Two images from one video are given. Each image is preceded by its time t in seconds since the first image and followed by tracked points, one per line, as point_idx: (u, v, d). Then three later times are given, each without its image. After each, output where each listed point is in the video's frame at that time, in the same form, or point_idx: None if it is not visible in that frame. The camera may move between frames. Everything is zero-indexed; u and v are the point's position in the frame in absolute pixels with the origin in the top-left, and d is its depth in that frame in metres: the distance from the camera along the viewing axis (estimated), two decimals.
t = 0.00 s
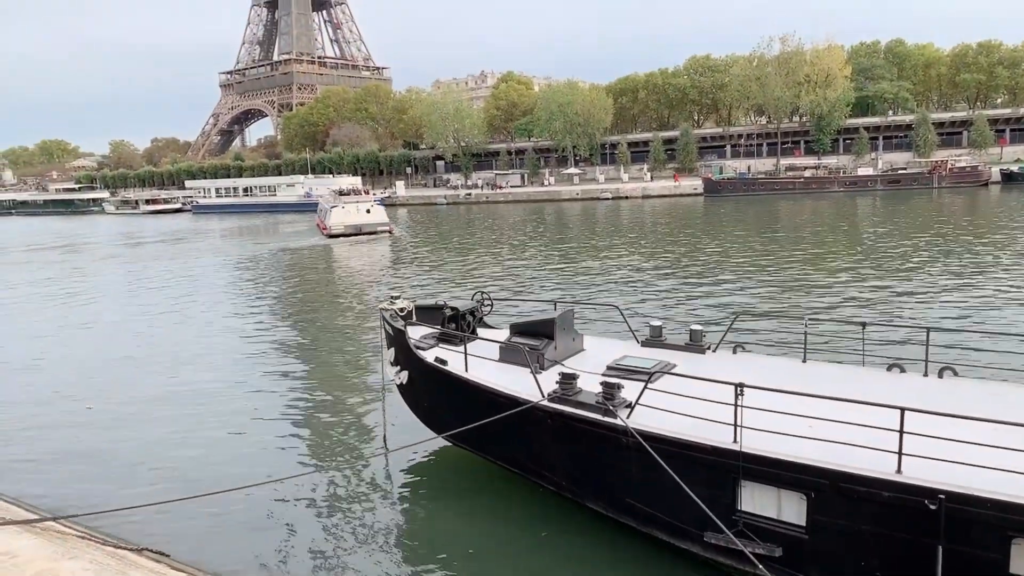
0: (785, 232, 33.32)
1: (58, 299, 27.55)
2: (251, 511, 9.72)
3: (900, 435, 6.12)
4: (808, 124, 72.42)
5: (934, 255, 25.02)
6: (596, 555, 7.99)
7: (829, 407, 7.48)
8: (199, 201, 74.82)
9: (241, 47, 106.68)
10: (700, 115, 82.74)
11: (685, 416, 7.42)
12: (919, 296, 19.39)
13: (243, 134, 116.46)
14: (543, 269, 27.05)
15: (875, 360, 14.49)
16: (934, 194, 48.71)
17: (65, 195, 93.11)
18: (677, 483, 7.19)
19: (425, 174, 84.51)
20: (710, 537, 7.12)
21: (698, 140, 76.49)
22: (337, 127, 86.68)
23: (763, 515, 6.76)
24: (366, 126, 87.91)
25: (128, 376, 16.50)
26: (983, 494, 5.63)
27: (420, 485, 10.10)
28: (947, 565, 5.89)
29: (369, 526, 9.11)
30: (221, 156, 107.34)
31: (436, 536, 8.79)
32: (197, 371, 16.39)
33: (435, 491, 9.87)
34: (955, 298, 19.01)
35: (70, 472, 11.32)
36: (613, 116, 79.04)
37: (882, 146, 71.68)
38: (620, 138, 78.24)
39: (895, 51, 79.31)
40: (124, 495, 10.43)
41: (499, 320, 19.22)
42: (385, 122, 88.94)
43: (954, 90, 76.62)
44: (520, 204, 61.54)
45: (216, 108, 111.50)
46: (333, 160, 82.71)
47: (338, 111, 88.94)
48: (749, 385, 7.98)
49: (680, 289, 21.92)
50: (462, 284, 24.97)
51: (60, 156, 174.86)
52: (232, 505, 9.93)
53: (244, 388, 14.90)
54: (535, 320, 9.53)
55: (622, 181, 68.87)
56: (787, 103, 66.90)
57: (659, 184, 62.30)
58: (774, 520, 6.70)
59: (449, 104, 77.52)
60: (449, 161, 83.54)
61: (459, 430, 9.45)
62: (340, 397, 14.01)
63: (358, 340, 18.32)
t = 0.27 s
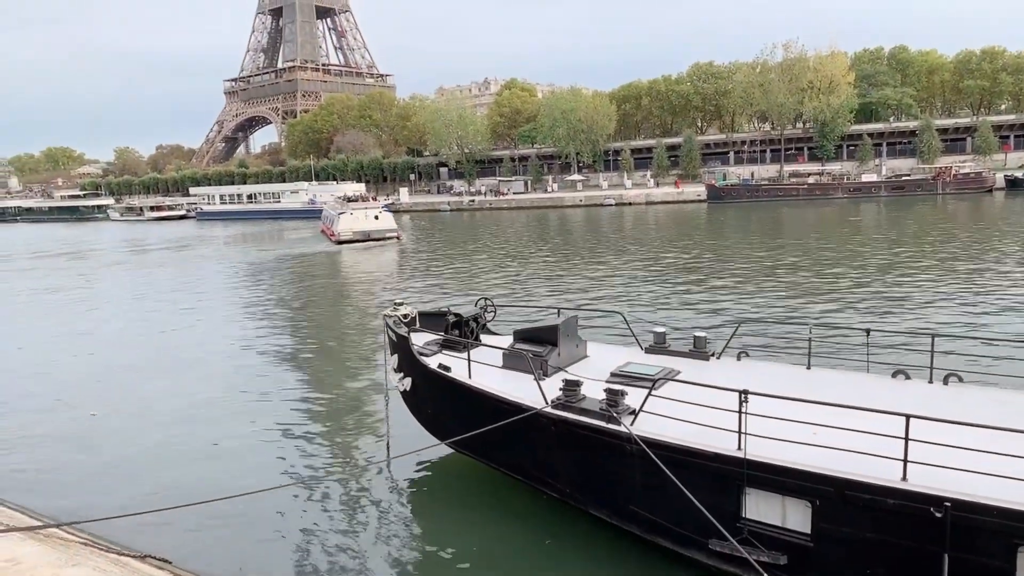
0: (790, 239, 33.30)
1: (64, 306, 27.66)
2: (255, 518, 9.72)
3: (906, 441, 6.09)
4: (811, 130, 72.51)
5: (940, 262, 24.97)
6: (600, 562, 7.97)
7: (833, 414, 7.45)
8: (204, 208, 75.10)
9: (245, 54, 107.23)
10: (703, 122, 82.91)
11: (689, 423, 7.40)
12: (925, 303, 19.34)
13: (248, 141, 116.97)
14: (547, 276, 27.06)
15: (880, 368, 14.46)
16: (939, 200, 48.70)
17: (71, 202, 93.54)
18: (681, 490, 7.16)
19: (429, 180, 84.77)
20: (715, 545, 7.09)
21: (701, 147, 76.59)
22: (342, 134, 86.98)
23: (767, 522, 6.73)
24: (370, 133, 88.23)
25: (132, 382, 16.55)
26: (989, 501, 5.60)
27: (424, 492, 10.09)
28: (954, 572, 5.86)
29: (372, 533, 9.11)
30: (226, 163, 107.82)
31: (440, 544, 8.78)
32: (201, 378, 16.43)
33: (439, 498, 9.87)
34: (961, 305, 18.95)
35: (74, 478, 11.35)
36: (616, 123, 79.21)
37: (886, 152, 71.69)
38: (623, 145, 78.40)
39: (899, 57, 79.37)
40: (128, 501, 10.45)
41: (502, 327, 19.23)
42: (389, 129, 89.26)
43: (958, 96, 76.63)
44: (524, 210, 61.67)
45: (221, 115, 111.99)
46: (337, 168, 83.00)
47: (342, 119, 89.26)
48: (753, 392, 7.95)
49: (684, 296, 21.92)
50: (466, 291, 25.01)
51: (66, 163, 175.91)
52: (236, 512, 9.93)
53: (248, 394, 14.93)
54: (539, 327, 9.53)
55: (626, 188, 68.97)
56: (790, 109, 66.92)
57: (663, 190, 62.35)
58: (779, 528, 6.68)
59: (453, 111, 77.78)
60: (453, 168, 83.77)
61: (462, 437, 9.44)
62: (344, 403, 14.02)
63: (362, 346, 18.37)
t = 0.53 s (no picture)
0: (793, 250, 33.26)
1: (68, 317, 27.70)
2: (257, 530, 9.68)
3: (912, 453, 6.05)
4: (814, 141, 72.62)
5: (944, 273, 24.90)
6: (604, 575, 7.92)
7: (840, 427, 7.40)
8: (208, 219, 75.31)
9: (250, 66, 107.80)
10: (706, 133, 83.09)
11: (692, 435, 7.36)
12: (930, 314, 19.26)
13: (252, 152, 117.45)
14: (550, 287, 27.05)
15: (885, 380, 14.39)
16: (943, 211, 48.63)
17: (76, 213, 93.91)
18: (685, 503, 7.11)
19: (432, 191, 84.97)
20: (720, 558, 7.04)
21: (704, 158, 76.69)
22: (345, 145, 87.27)
23: (773, 535, 6.68)
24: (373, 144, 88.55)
25: (136, 393, 16.54)
26: (997, 514, 5.55)
27: (427, 504, 10.04)
28: None
29: (375, 545, 9.07)
30: (230, 174, 108.22)
31: (442, 557, 8.74)
32: (204, 389, 16.41)
33: (441, 510, 9.83)
34: (966, 316, 18.88)
35: (78, 489, 11.33)
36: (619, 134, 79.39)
37: (889, 163, 71.74)
38: (626, 156, 78.56)
39: (901, 69, 79.48)
40: (131, 512, 10.44)
41: (506, 338, 19.22)
42: (392, 141, 89.55)
43: (960, 107, 76.69)
44: (527, 221, 61.75)
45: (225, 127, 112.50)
46: (340, 179, 83.25)
47: (345, 130, 89.52)
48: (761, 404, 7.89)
49: (688, 307, 21.88)
50: (469, 302, 25.00)
51: (72, 175, 176.69)
52: (239, 523, 9.90)
53: (250, 405, 14.90)
54: (542, 338, 9.51)
55: (628, 199, 69.04)
56: (793, 120, 66.93)
57: (665, 201, 62.39)
58: (784, 540, 6.63)
59: (456, 123, 78.01)
60: (456, 179, 83.98)
61: (465, 448, 9.40)
62: (346, 415, 13.96)
63: (366, 357, 18.37)
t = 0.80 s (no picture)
0: (800, 259, 33.17)
1: (75, 325, 27.81)
2: (262, 539, 9.67)
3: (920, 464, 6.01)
4: (820, 151, 72.59)
5: (952, 283, 24.79)
6: None
7: (847, 437, 7.35)
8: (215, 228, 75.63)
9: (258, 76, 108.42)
10: (712, 143, 83.13)
11: (699, 445, 7.33)
12: (938, 324, 19.17)
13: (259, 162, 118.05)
14: (556, 296, 27.03)
15: (893, 391, 14.31)
16: (950, 220, 48.47)
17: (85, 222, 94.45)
18: (691, 513, 7.08)
19: (438, 201, 85.22)
20: (726, 569, 6.99)
21: (710, 168, 76.68)
22: (352, 155, 87.59)
23: (780, 547, 6.63)
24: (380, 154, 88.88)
25: (142, 402, 16.58)
26: (1007, 526, 5.50)
27: (432, 513, 10.02)
28: None
29: (380, 555, 9.05)
30: (237, 184, 108.72)
31: (447, 567, 8.71)
32: (210, 398, 16.43)
33: (446, 520, 9.80)
34: (975, 326, 18.77)
35: (83, 499, 11.33)
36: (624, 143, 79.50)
37: (896, 173, 71.64)
38: (631, 166, 78.64)
39: (907, 78, 79.40)
40: (138, 521, 10.44)
41: (511, 347, 19.20)
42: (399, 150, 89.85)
43: (967, 116, 76.53)
44: (533, 230, 61.81)
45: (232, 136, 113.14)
46: (347, 188, 83.54)
47: (352, 139, 89.84)
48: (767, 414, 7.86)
49: (694, 316, 21.83)
50: (475, 311, 25.00)
51: (80, 185, 177.63)
52: (244, 533, 9.90)
53: (256, 415, 14.92)
54: (548, 347, 9.49)
55: (634, 208, 69.03)
56: (799, 130, 66.85)
57: (671, 210, 62.35)
58: (791, 552, 6.58)
59: (462, 133, 78.29)
60: (462, 188, 84.20)
61: (470, 458, 9.39)
62: (352, 424, 13.97)
63: (372, 366, 18.40)
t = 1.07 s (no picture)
0: (808, 272, 33.03)
1: (84, 338, 27.93)
2: (267, 552, 9.64)
3: (931, 480, 5.95)
4: (828, 164, 72.53)
5: (961, 296, 24.64)
6: None
7: (857, 453, 7.29)
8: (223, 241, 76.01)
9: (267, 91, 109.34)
10: (719, 156, 83.21)
11: (707, 460, 7.28)
12: (947, 338, 19.05)
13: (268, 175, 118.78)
14: (563, 309, 27.02)
15: (903, 404, 14.19)
16: (960, 234, 48.26)
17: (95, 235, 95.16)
18: (699, 528, 7.02)
19: (445, 214, 85.47)
20: None
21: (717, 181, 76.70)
22: (360, 168, 87.99)
23: (789, 563, 6.56)
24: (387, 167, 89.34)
25: (150, 415, 16.61)
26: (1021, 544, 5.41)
27: (438, 527, 9.98)
28: None
29: (386, 568, 9.02)
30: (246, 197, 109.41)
31: None
32: (216, 411, 16.44)
33: (453, 534, 9.75)
34: (984, 340, 18.64)
35: (90, 512, 11.32)
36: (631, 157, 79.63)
37: (904, 186, 71.50)
38: (639, 179, 78.76)
39: (915, 92, 79.37)
40: (145, 534, 10.42)
41: (518, 360, 19.17)
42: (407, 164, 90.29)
43: (975, 130, 76.31)
44: (540, 243, 61.90)
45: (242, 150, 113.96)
46: (355, 201, 83.90)
47: (360, 153, 90.31)
48: (776, 428, 7.81)
49: (701, 329, 21.76)
50: (482, 323, 25.01)
51: (91, 198, 179.07)
52: (249, 545, 9.88)
53: (262, 427, 14.92)
54: (555, 360, 9.44)
55: (641, 222, 69.06)
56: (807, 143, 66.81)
57: (678, 224, 62.30)
58: (800, 568, 6.51)
59: (469, 146, 78.67)
60: (469, 202, 84.44)
61: (477, 472, 9.35)
62: (359, 437, 13.97)
63: (379, 378, 18.40)
